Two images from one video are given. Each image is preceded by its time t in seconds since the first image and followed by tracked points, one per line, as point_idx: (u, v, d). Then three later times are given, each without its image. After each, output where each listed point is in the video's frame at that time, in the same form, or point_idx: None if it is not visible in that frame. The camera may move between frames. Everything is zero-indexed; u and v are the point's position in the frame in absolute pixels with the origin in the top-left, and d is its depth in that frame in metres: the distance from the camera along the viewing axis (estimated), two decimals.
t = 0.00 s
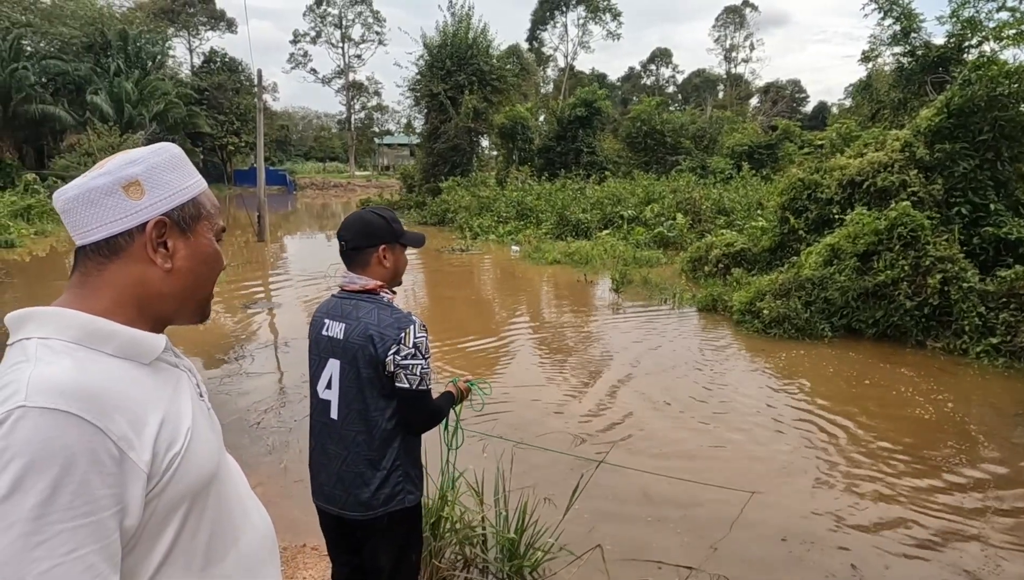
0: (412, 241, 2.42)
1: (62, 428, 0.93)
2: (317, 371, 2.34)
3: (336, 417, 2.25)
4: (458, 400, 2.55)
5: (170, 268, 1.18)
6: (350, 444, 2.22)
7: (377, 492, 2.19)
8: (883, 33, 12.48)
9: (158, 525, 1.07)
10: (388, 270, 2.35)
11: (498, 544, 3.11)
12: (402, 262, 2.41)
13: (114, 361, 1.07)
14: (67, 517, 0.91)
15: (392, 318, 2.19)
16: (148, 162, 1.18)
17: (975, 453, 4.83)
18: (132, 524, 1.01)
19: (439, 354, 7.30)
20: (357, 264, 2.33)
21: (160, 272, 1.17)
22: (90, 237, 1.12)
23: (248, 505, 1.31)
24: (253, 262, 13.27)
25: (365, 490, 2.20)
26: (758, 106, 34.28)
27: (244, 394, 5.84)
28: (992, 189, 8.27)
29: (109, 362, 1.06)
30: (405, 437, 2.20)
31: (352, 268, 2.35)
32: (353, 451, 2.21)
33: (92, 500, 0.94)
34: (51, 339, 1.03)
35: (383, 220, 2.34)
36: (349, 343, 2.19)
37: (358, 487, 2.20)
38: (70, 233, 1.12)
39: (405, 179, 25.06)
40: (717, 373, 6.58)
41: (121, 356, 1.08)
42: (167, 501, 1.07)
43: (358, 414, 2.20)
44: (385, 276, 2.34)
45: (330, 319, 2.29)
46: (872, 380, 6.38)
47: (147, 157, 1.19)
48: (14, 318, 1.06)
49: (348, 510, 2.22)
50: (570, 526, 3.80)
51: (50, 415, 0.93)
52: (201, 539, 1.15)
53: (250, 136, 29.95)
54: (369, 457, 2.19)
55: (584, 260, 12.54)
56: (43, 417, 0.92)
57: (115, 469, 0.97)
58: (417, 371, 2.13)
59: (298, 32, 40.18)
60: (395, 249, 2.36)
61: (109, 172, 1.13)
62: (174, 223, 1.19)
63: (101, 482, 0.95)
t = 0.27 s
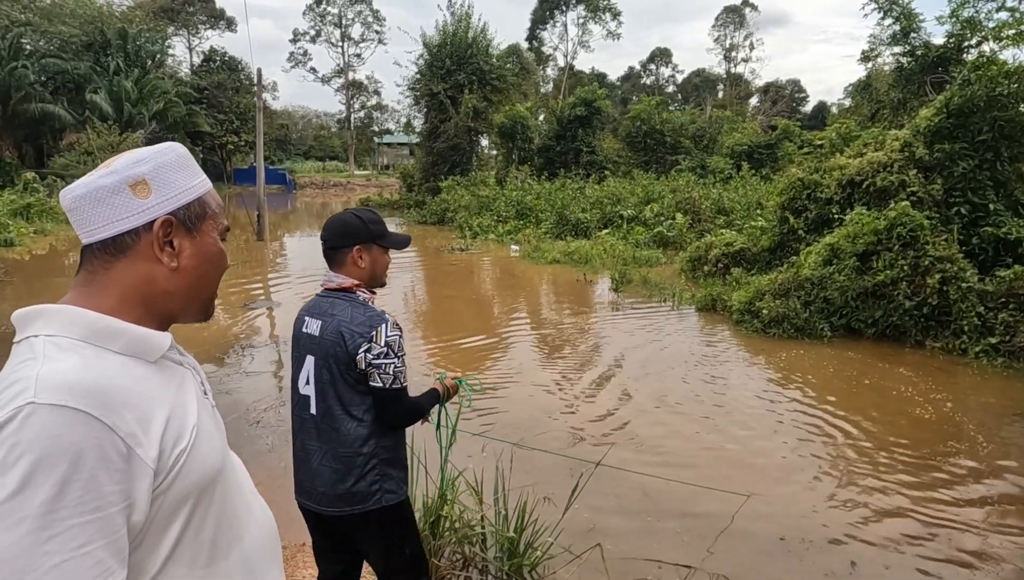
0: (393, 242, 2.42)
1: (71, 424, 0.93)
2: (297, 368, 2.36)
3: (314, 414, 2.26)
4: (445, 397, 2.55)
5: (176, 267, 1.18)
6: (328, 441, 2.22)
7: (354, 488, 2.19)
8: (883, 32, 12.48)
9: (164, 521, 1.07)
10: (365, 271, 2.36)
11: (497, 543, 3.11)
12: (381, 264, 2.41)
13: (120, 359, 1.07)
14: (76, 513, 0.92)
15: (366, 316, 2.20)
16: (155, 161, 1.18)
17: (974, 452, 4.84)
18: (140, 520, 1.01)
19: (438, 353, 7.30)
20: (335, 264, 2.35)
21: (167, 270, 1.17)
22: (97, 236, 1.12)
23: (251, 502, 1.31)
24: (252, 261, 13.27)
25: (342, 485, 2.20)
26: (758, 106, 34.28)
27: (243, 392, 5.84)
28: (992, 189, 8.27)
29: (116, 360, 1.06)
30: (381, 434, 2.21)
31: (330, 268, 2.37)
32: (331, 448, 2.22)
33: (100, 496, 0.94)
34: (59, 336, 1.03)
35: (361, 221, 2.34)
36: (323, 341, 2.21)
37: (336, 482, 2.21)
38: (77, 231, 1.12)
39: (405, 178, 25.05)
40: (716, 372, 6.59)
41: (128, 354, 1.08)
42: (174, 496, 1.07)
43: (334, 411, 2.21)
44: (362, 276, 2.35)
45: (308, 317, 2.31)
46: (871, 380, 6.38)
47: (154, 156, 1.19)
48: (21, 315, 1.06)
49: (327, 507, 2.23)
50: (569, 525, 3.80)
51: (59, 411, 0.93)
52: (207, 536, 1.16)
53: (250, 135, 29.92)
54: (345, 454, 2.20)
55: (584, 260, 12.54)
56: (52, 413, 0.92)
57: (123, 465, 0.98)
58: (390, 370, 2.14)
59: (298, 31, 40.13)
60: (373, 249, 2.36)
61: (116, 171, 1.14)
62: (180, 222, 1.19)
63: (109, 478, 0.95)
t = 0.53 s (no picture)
0: (378, 239, 2.41)
1: (72, 417, 0.93)
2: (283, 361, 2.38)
3: (293, 409, 2.27)
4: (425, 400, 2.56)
5: (177, 261, 1.18)
6: (304, 436, 2.24)
7: (330, 483, 2.21)
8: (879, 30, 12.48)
9: (164, 515, 1.07)
10: (347, 268, 2.36)
11: (493, 539, 3.11)
12: (365, 261, 2.40)
13: (121, 352, 1.06)
14: (78, 505, 0.91)
15: (341, 314, 2.19)
16: (157, 155, 1.18)
17: (969, 449, 4.86)
18: (141, 512, 1.01)
19: (435, 351, 7.30)
20: (318, 259, 2.37)
21: (167, 264, 1.17)
22: (97, 229, 1.12)
23: (250, 497, 1.31)
24: (248, 259, 13.23)
25: (317, 480, 2.22)
26: (754, 104, 34.29)
27: (239, 390, 5.83)
28: (987, 187, 8.29)
29: (116, 353, 1.05)
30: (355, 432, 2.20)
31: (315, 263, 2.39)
32: (307, 442, 2.23)
33: (103, 488, 0.94)
34: (59, 329, 1.03)
35: (344, 217, 2.33)
36: (301, 336, 2.22)
37: (314, 476, 2.23)
38: (77, 224, 1.12)
39: (401, 176, 25.00)
40: (712, 369, 6.60)
41: (128, 347, 1.08)
42: (174, 489, 1.07)
43: (310, 406, 2.22)
44: (344, 273, 2.35)
45: (291, 311, 2.32)
46: (867, 377, 6.41)
47: (156, 150, 1.19)
48: (20, 309, 1.05)
49: (308, 497, 2.26)
50: (565, 521, 3.80)
51: (62, 404, 0.93)
52: (207, 529, 1.16)
53: (245, 132, 29.81)
54: (320, 449, 2.21)
55: (581, 258, 12.54)
56: (55, 405, 0.92)
57: (125, 458, 0.97)
58: (359, 370, 2.12)
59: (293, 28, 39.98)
60: (355, 246, 2.36)
61: (118, 165, 1.13)
62: (180, 217, 1.19)
63: (111, 471, 0.95)
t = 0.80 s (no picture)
0: (372, 246, 2.37)
1: (65, 416, 0.93)
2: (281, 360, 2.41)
3: (286, 410, 2.29)
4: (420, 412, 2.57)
5: (171, 261, 1.18)
6: (294, 438, 2.27)
7: (316, 489, 2.23)
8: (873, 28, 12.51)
9: (158, 514, 1.07)
10: (340, 273, 2.35)
11: (487, 538, 3.13)
12: (359, 266, 2.38)
13: (115, 352, 1.06)
14: (72, 504, 0.91)
15: (332, 321, 2.18)
16: (151, 155, 1.18)
17: (961, 447, 4.88)
18: (135, 512, 1.01)
19: (430, 349, 7.29)
20: (315, 263, 2.38)
21: (161, 265, 1.17)
22: (91, 230, 1.12)
23: (242, 497, 1.31)
24: (242, 257, 13.19)
25: (305, 483, 2.25)
26: (749, 102, 34.32)
27: (233, 389, 5.81)
28: (979, 185, 8.34)
29: (110, 352, 1.06)
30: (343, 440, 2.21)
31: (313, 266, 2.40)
32: (296, 445, 2.26)
33: (96, 488, 0.94)
34: (52, 328, 1.03)
35: (339, 222, 2.33)
36: (294, 339, 2.23)
37: (301, 479, 2.26)
38: (72, 224, 1.12)
39: (395, 173, 24.95)
40: (707, 367, 6.61)
41: (122, 347, 1.08)
42: (168, 489, 1.07)
43: (300, 410, 2.24)
44: (338, 278, 2.35)
45: (288, 314, 2.34)
46: (860, 375, 6.44)
47: (151, 151, 1.19)
48: (14, 309, 1.05)
49: (293, 501, 2.30)
50: (559, 519, 3.81)
51: (56, 403, 0.93)
52: (200, 529, 1.16)
53: (239, 130, 29.69)
54: (308, 454, 2.23)
55: (575, 256, 12.54)
56: (48, 405, 0.92)
57: (118, 458, 0.98)
58: (346, 378, 2.12)
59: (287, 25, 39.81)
60: (348, 251, 2.34)
61: (112, 165, 1.13)
62: (175, 217, 1.19)
63: (105, 470, 0.95)
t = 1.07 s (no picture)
0: (379, 239, 2.41)
1: (56, 409, 0.93)
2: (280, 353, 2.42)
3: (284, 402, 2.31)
4: (417, 404, 2.56)
5: (155, 259, 1.17)
6: (290, 430, 2.28)
7: (308, 482, 2.24)
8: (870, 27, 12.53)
9: (150, 508, 1.07)
10: (348, 264, 2.35)
11: (483, 535, 3.15)
12: (365, 260, 2.40)
13: (106, 348, 1.06)
14: (63, 497, 0.91)
15: (326, 312, 2.18)
16: (138, 151, 1.17)
17: (956, 444, 4.91)
18: (126, 506, 1.01)
19: (427, 347, 7.29)
20: (317, 256, 2.35)
21: (146, 262, 1.17)
22: (76, 225, 1.11)
23: (235, 492, 1.31)
24: (238, 255, 13.16)
25: (299, 475, 2.25)
26: (747, 100, 34.35)
27: (229, 387, 5.80)
28: (975, 184, 8.36)
29: (102, 348, 1.05)
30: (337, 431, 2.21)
31: (313, 260, 2.37)
32: (292, 437, 2.27)
33: (87, 481, 0.94)
34: (42, 324, 1.02)
35: (348, 214, 2.32)
36: (290, 331, 2.24)
37: (295, 472, 2.26)
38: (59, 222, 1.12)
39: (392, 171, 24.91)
40: (704, 366, 6.62)
41: (114, 342, 1.08)
42: (159, 483, 1.07)
43: (296, 401, 2.25)
44: (343, 269, 2.34)
45: (286, 306, 2.35)
46: (856, 373, 6.45)
47: (139, 147, 1.18)
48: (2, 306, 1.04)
49: (285, 493, 2.31)
50: (555, 517, 3.82)
51: (46, 398, 0.93)
52: (192, 524, 1.16)
53: (236, 128, 29.62)
54: (303, 446, 2.24)
55: (573, 254, 12.54)
56: (40, 400, 0.92)
57: (109, 452, 0.97)
58: (339, 369, 2.11)
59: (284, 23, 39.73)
60: (357, 244, 2.35)
61: (99, 162, 1.13)
62: (159, 216, 1.18)
63: (96, 464, 0.95)
